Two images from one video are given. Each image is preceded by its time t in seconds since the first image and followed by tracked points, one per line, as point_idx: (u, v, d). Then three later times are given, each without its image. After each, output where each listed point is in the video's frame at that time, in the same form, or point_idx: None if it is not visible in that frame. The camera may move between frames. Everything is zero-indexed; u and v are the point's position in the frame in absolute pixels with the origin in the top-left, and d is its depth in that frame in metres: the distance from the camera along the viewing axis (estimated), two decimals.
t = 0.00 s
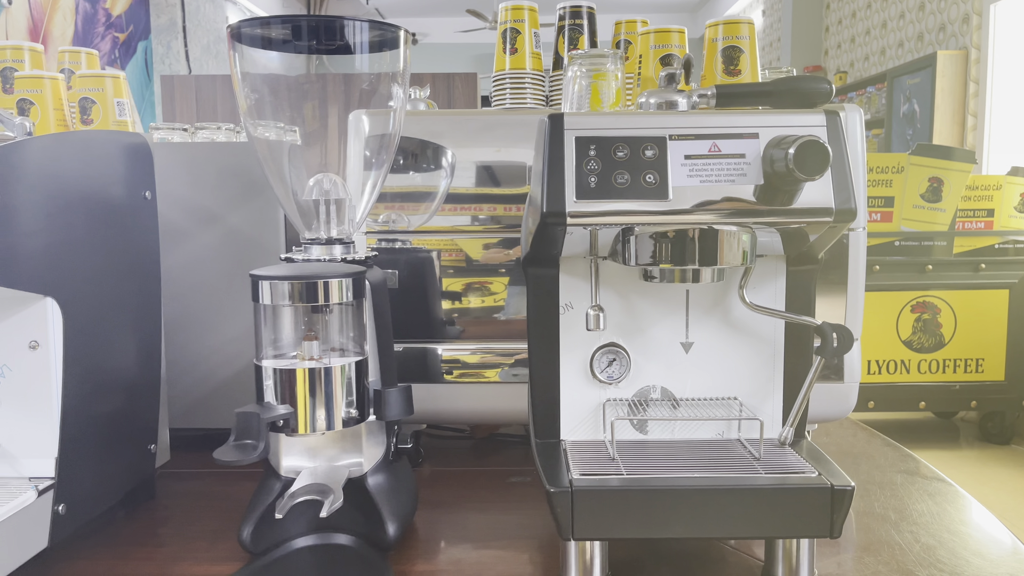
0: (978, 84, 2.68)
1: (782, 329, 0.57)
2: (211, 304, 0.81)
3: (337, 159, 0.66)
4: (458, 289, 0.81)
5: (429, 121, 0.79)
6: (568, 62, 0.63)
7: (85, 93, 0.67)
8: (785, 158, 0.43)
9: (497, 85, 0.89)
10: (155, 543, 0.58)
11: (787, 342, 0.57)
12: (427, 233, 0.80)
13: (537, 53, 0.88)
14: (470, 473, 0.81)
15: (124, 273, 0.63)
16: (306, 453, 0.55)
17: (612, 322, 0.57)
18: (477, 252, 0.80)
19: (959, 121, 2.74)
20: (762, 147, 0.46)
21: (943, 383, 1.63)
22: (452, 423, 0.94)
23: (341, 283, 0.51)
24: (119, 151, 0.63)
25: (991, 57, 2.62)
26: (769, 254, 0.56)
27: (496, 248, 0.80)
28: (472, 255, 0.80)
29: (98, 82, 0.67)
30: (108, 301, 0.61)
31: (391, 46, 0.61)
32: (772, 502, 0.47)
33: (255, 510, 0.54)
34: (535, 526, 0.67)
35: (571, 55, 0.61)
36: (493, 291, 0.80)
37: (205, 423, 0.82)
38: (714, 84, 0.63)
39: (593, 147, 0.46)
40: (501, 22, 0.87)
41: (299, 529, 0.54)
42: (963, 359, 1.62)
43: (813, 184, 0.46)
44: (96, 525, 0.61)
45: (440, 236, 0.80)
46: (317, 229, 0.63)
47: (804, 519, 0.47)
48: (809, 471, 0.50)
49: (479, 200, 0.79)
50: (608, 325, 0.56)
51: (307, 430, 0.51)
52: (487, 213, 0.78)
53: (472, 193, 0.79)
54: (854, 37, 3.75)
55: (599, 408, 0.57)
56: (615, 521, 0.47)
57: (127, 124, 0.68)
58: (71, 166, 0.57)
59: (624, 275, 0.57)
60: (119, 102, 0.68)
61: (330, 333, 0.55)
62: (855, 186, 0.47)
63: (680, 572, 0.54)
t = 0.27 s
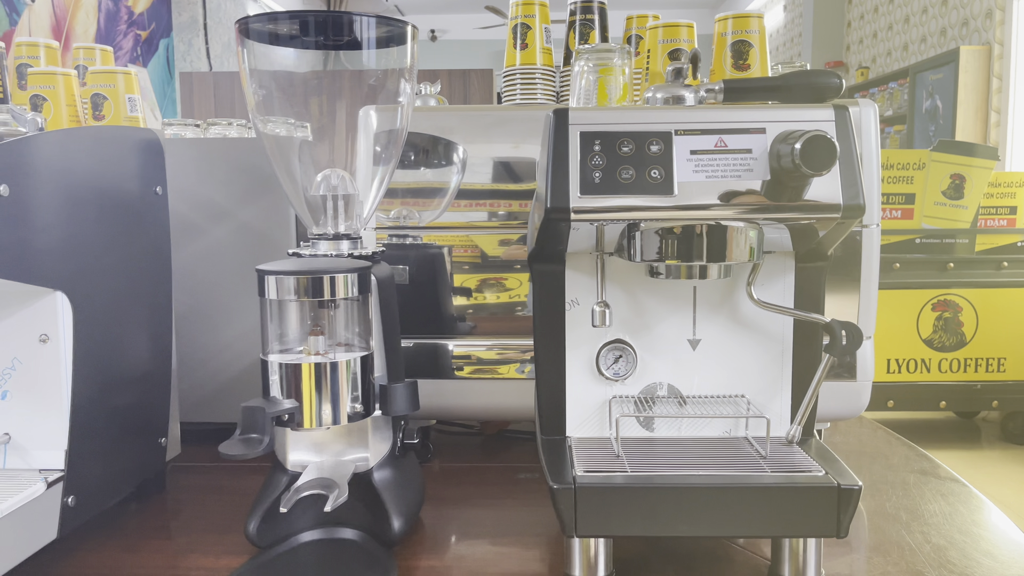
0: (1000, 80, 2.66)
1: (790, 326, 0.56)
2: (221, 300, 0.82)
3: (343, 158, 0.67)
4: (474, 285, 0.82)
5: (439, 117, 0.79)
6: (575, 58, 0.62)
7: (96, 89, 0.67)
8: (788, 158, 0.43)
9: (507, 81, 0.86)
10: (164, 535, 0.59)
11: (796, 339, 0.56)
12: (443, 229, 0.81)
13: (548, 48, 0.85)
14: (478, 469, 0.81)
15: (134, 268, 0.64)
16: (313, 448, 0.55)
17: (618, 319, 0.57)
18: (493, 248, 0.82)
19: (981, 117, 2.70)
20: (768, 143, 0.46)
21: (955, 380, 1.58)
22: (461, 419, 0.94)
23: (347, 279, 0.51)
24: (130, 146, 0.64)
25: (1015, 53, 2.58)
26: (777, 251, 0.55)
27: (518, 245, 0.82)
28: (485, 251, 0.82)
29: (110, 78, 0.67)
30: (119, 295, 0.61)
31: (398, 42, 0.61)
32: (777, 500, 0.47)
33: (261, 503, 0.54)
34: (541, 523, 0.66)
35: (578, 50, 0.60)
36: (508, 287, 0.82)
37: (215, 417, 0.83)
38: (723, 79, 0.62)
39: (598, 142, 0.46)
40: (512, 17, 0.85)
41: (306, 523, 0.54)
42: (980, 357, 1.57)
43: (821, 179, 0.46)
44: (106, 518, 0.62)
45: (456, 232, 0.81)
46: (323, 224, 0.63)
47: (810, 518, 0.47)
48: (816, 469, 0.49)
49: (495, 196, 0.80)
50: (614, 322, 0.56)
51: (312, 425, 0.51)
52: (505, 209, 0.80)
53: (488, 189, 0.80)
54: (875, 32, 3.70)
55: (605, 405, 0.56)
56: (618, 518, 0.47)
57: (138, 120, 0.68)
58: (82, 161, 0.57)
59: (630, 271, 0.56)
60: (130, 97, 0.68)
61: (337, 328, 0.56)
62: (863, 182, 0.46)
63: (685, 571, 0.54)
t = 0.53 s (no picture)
0: None
1: (809, 323, 0.55)
2: (234, 294, 0.82)
3: (355, 149, 0.66)
4: (490, 282, 0.82)
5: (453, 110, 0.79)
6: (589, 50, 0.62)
7: (110, 82, 0.67)
8: (808, 149, 0.42)
9: (521, 74, 0.84)
10: (176, 529, 0.59)
11: (814, 336, 0.55)
12: (460, 225, 0.81)
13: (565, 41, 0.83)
14: (490, 466, 0.80)
15: (147, 262, 0.64)
16: (323, 443, 0.55)
17: (632, 315, 0.56)
18: (510, 243, 0.81)
19: (1007, 113, 2.65)
20: (787, 135, 0.45)
21: (978, 380, 1.51)
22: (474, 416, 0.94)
23: (357, 273, 0.50)
24: (144, 140, 0.64)
25: None
26: (796, 246, 0.54)
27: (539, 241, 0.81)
28: (503, 247, 0.81)
29: (124, 70, 0.67)
30: (132, 290, 0.61)
31: (411, 34, 0.61)
32: (794, 501, 0.46)
33: (272, 499, 0.55)
34: (553, 521, 0.66)
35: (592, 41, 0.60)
36: (526, 283, 0.82)
37: (229, 411, 0.83)
38: (741, 70, 0.61)
39: (611, 135, 0.45)
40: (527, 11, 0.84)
41: (316, 518, 0.54)
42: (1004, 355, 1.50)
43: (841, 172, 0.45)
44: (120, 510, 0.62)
45: (471, 227, 0.81)
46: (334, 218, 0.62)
47: (828, 519, 0.46)
48: (835, 469, 0.48)
49: (513, 190, 0.80)
50: (628, 318, 0.55)
51: (323, 421, 0.51)
52: (523, 204, 0.80)
53: (506, 183, 0.80)
54: (899, 26, 3.64)
55: (618, 402, 0.56)
56: (631, 516, 0.46)
57: (152, 113, 0.67)
58: (95, 154, 0.57)
59: (644, 266, 0.55)
60: (143, 90, 0.68)
61: (348, 323, 0.55)
62: (884, 175, 0.45)
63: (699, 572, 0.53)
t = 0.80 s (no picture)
0: None
1: (828, 321, 0.53)
2: (246, 289, 0.82)
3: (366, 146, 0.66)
4: (502, 278, 0.81)
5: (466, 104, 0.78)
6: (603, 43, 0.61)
7: (121, 75, 0.67)
8: (827, 143, 0.41)
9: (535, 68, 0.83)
10: (185, 525, 0.59)
11: (833, 335, 0.53)
12: (474, 220, 0.80)
13: (579, 33, 0.82)
14: (502, 464, 0.79)
15: (158, 257, 0.64)
16: (332, 441, 0.54)
17: (646, 312, 0.55)
18: (525, 238, 0.80)
19: None
20: (807, 128, 0.43)
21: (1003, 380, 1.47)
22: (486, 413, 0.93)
23: (367, 268, 0.50)
24: (154, 133, 0.63)
25: None
26: (815, 243, 0.52)
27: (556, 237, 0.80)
28: (518, 243, 0.80)
29: (134, 63, 0.66)
30: (142, 284, 0.61)
31: (423, 26, 0.60)
32: (812, 504, 0.44)
33: (280, 496, 0.54)
34: (565, 521, 0.65)
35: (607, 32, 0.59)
36: (540, 279, 0.81)
37: (239, 407, 0.83)
38: (760, 62, 0.60)
39: (626, 128, 0.44)
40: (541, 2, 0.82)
41: (324, 517, 0.54)
42: None
43: (863, 166, 0.43)
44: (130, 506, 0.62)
45: (486, 222, 0.80)
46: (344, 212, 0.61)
47: (848, 523, 0.45)
48: (854, 472, 0.47)
49: (530, 185, 0.79)
50: (642, 315, 0.54)
51: (331, 418, 0.50)
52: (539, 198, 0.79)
53: (523, 178, 0.79)
54: (920, 21, 3.58)
55: (632, 401, 0.54)
56: (644, 518, 0.45)
57: (162, 106, 0.67)
58: (103, 147, 0.56)
59: (659, 262, 0.54)
60: (154, 83, 0.68)
61: (357, 320, 0.54)
62: (907, 169, 0.44)
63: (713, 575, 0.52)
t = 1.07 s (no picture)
0: None
1: (842, 318, 0.52)
2: (251, 284, 0.81)
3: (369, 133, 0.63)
4: (515, 274, 0.80)
5: (473, 95, 0.76)
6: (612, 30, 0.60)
7: (122, 65, 0.65)
8: (843, 133, 0.39)
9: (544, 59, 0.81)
10: (186, 523, 0.58)
11: (848, 332, 0.52)
12: (481, 214, 0.80)
13: (589, 23, 0.80)
14: (507, 462, 0.78)
15: (159, 250, 0.63)
16: (333, 438, 0.53)
17: (654, 308, 0.53)
18: (537, 234, 0.79)
19: None
20: (821, 118, 0.42)
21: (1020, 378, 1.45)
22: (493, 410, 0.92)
23: (368, 263, 0.49)
24: (154, 123, 0.62)
25: None
26: (829, 237, 0.51)
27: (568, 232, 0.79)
28: (530, 238, 0.79)
29: (135, 53, 0.65)
30: (142, 279, 0.60)
31: (426, 16, 0.59)
32: (825, 507, 0.43)
33: (280, 494, 0.53)
34: (570, 521, 0.64)
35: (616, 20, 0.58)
36: (551, 275, 0.80)
37: (244, 403, 0.82)
38: (774, 50, 0.59)
39: (633, 117, 0.42)
40: None
41: (327, 515, 0.53)
42: None
43: (879, 158, 0.42)
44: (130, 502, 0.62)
45: (497, 216, 0.80)
46: (347, 205, 0.60)
47: (862, 528, 0.43)
48: (869, 474, 0.45)
49: (542, 179, 0.78)
50: (650, 311, 0.52)
51: (331, 416, 0.49)
52: (552, 192, 0.78)
53: (536, 172, 0.78)
54: (937, 15, 3.52)
55: (639, 400, 0.53)
56: (651, 520, 0.44)
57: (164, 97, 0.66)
58: (102, 138, 0.56)
59: (668, 257, 0.53)
60: (155, 74, 0.66)
61: (358, 315, 0.54)
62: (926, 160, 0.42)
63: None
